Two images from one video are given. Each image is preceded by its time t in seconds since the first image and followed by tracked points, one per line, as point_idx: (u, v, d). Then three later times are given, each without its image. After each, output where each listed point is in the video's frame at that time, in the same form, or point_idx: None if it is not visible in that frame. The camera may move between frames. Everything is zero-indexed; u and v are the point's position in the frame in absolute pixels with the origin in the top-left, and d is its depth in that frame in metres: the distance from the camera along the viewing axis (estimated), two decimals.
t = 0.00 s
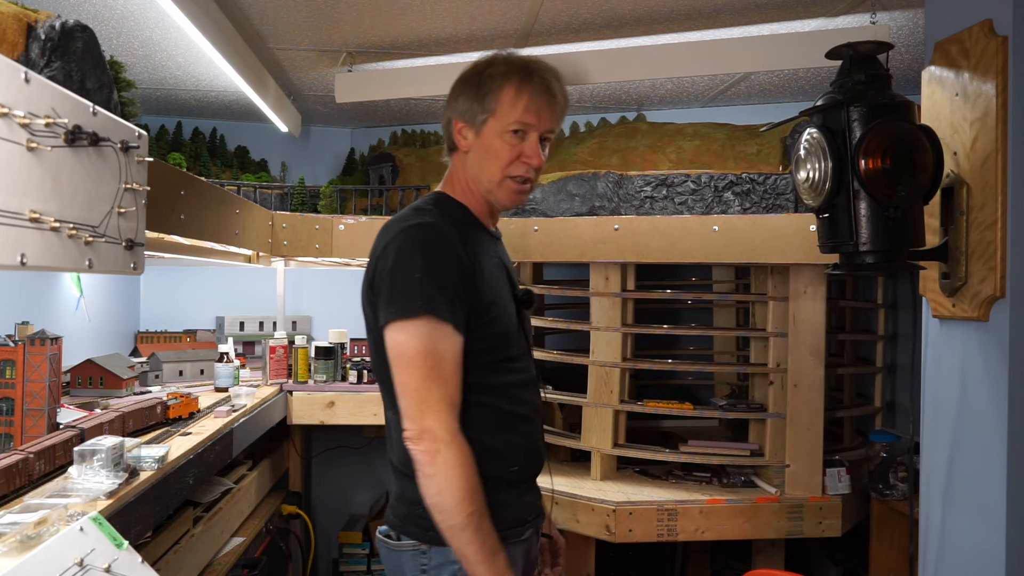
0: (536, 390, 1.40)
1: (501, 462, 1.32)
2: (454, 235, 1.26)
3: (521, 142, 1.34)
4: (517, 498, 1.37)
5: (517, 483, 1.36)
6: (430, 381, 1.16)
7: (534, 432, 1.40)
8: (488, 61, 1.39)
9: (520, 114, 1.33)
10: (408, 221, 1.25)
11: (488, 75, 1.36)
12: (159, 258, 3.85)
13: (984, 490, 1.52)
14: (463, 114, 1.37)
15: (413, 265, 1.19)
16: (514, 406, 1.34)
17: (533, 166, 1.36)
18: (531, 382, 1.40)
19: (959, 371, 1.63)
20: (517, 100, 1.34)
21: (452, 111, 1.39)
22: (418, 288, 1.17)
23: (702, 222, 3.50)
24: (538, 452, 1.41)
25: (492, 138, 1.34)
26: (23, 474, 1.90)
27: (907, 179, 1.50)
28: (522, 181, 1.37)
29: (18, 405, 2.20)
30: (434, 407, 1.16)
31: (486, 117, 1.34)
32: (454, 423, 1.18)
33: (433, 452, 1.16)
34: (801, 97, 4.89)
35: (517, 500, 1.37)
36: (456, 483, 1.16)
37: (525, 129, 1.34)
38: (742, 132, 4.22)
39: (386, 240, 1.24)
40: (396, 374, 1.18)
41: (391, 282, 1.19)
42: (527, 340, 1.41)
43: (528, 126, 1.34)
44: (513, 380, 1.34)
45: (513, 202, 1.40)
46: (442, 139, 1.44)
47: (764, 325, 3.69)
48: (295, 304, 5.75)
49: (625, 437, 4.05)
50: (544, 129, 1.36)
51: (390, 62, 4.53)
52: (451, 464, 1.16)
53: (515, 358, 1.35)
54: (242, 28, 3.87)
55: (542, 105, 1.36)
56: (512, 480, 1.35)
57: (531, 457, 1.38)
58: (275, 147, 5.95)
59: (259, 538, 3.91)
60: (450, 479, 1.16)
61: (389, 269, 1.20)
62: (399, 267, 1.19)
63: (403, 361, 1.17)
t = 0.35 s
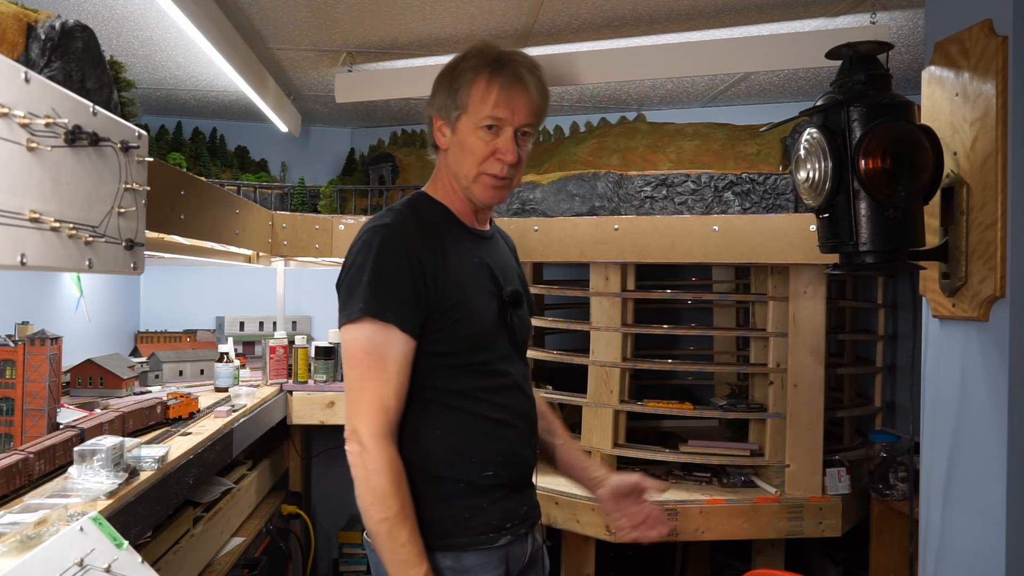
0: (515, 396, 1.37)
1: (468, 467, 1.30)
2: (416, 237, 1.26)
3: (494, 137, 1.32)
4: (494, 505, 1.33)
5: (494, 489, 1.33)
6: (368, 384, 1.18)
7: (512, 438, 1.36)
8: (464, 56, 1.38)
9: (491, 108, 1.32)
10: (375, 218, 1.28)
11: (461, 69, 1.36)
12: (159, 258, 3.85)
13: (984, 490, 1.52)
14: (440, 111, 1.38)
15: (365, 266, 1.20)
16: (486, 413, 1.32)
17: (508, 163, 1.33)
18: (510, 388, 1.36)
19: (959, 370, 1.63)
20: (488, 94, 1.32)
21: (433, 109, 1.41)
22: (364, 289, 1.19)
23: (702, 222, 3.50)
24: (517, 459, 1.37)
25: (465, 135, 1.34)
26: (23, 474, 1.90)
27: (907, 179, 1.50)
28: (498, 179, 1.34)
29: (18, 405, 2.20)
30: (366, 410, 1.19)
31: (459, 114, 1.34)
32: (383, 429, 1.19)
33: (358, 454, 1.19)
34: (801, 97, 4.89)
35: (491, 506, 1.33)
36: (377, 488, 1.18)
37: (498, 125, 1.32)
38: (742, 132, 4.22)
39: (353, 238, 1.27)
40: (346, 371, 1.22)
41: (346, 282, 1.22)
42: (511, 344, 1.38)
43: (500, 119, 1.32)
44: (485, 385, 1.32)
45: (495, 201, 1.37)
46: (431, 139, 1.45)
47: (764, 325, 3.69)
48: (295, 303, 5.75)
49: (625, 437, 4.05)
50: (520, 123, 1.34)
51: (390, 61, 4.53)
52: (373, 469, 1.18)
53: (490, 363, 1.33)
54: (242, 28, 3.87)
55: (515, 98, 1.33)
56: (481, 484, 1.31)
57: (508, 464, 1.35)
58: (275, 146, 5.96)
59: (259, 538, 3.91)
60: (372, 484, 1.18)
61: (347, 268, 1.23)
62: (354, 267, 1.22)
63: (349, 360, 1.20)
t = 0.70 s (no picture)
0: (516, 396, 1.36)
1: (463, 464, 1.31)
2: (412, 238, 1.29)
3: (490, 131, 1.33)
4: (489, 502, 1.33)
5: (490, 487, 1.33)
6: (361, 380, 1.22)
7: (510, 437, 1.36)
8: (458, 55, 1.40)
9: (486, 102, 1.33)
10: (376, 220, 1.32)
11: (457, 69, 1.38)
12: (160, 258, 3.85)
13: (983, 491, 1.52)
14: (440, 113, 1.40)
15: (359, 266, 1.24)
16: (483, 412, 1.32)
17: (506, 156, 1.32)
18: (511, 387, 1.36)
19: (959, 370, 1.63)
20: (482, 90, 1.34)
21: (434, 112, 1.43)
22: (357, 288, 1.23)
23: (702, 222, 3.50)
24: (516, 460, 1.37)
25: (462, 131, 1.34)
26: (23, 474, 1.90)
27: (907, 179, 1.50)
28: (498, 173, 1.33)
29: (18, 405, 2.20)
30: (359, 405, 1.22)
31: (456, 112, 1.35)
32: (377, 425, 1.21)
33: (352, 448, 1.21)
34: (801, 97, 4.89)
35: (485, 504, 1.32)
36: (369, 482, 1.19)
37: (494, 119, 1.33)
38: (742, 132, 4.22)
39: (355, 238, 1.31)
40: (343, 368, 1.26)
41: (344, 281, 1.27)
42: (513, 343, 1.38)
43: (495, 113, 1.33)
44: (482, 384, 1.33)
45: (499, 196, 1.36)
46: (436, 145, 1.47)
47: (764, 325, 3.69)
48: (295, 303, 5.75)
49: (625, 437, 4.05)
50: (516, 117, 1.34)
51: (390, 62, 4.53)
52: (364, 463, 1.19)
53: (489, 362, 1.33)
54: (242, 27, 3.87)
55: (510, 92, 1.34)
56: (469, 479, 1.31)
57: (506, 463, 1.35)
58: (275, 147, 5.96)
59: (259, 538, 3.91)
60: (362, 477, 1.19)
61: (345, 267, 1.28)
62: (351, 267, 1.26)
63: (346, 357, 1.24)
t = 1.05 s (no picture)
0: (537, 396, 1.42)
1: (483, 460, 1.37)
2: (441, 241, 1.39)
3: (517, 140, 1.42)
4: (507, 496, 1.38)
5: (509, 482, 1.39)
6: (388, 373, 1.34)
7: (529, 435, 1.41)
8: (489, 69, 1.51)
9: (514, 113, 1.43)
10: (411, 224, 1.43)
11: (486, 82, 1.48)
12: (159, 258, 3.85)
13: (983, 490, 1.52)
14: (471, 124, 1.50)
15: (389, 265, 1.36)
16: (504, 410, 1.39)
17: (532, 163, 1.41)
18: (532, 388, 1.42)
19: (959, 370, 1.63)
20: (510, 101, 1.44)
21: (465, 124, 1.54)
22: (388, 285, 1.34)
23: (702, 222, 3.50)
24: (535, 458, 1.42)
25: (492, 140, 1.45)
26: (23, 474, 1.90)
27: (907, 179, 1.50)
28: (524, 180, 1.42)
29: (18, 405, 2.20)
30: (386, 399, 1.34)
31: (486, 122, 1.46)
32: (401, 419, 1.33)
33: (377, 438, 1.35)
34: (801, 97, 4.89)
35: (503, 498, 1.38)
36: (389, 471, 1.32)
37: (520, 128, 1.43)
38: (742, 132, 4.22)
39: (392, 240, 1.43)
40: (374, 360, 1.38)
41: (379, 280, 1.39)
42: (537, 346, 1.44)
43: (522, 123, 1.43)
44: (504, 382, 1.39)
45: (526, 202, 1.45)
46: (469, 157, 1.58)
47: (764, 325, 3.70)
48: (295, 303, 5.76)
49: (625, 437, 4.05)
50: (541, 126, 1.43)
51: (390, 62, 4.53)
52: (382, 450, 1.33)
53: (511, 363, 1.40)
54: (242, 28, 3.87)
55: (536, 103, 1.44)
56: (487, 472, 1.37)
57: (524, 460, 1.40)
58: (275, 147, 5.96)
59: (259, 538, 3.91)
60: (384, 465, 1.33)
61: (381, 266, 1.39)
62: (384, 267, 1.38)
63: (377, 350, 1.36)
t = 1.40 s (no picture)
0: (537, 391, 1.51)
1: (484, 455, 1.48)
2: (442, 245, 1.51)
3: (526, 149, 1.56)
4: (509, 491, 1.49)
5: (511, 478, 1.49)
6: (387, 367, 1.47)
7: (531, 432, 1.51)
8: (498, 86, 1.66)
9: (523, 124, 1.57)
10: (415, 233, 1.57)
11: (498, 94, 1.63)
12: (159, 258, 3.84)
13: (983, 491, 1.52)
14: (482, 134, 1.64)
15: (393, 269, 1.50)
16: (504, 405, 1.49)
17: (539, 169, 1.54)
18: (533, 384, 1.51)
19: (959, 371, 1.63)
20: (519, 112, 1.58)
21: (477, 134, 1.68)
22: (390, 287, 1.48)
23: (702, 222, 3.49)
24: (536, 454, 1.51)
25: (502, 148, 1.58)
26: (23, 474, 1.90)
27: (907, 179, 1.50)
28: (531, 186, 1.54)
29: (18, 405, 2.20)
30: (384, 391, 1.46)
31: (497, 132, 1.59)
32: (399, 407, 1.45)
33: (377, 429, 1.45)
34: (801, 97, 4.89)
35: (504, 493, 1.49)
36: (388, 449, 1.42)
37: (530, 137, 1.56)
38: (742, 132, 4.22)
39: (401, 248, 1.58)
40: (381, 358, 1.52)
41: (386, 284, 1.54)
42: (540, 342, 1.54)
43: (531, 133, 1.56)
44: (504, 378, 1.50)
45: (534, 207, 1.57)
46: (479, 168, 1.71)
47: (764, 325, 3.70)
48: (295, 304, 5.76)
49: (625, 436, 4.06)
50: (549, 135, 1.57)
51: (390, 62, 4.53)
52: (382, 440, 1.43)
53: (510, 360, 1.50)
54: (242, 28, 3.87)
55: (544, 115, 1.58)
56: (488, 467, 1.48)
57: (526, 456, 1.50)
58: (275, 147, 5.96)
59: (259, 538, 3.91)
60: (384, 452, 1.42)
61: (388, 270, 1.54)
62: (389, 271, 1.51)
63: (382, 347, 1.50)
